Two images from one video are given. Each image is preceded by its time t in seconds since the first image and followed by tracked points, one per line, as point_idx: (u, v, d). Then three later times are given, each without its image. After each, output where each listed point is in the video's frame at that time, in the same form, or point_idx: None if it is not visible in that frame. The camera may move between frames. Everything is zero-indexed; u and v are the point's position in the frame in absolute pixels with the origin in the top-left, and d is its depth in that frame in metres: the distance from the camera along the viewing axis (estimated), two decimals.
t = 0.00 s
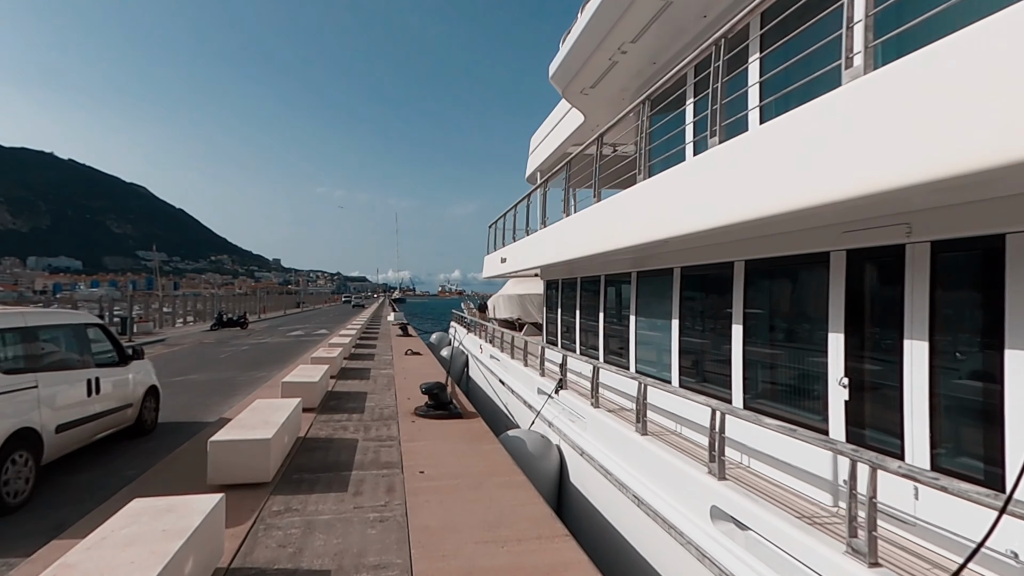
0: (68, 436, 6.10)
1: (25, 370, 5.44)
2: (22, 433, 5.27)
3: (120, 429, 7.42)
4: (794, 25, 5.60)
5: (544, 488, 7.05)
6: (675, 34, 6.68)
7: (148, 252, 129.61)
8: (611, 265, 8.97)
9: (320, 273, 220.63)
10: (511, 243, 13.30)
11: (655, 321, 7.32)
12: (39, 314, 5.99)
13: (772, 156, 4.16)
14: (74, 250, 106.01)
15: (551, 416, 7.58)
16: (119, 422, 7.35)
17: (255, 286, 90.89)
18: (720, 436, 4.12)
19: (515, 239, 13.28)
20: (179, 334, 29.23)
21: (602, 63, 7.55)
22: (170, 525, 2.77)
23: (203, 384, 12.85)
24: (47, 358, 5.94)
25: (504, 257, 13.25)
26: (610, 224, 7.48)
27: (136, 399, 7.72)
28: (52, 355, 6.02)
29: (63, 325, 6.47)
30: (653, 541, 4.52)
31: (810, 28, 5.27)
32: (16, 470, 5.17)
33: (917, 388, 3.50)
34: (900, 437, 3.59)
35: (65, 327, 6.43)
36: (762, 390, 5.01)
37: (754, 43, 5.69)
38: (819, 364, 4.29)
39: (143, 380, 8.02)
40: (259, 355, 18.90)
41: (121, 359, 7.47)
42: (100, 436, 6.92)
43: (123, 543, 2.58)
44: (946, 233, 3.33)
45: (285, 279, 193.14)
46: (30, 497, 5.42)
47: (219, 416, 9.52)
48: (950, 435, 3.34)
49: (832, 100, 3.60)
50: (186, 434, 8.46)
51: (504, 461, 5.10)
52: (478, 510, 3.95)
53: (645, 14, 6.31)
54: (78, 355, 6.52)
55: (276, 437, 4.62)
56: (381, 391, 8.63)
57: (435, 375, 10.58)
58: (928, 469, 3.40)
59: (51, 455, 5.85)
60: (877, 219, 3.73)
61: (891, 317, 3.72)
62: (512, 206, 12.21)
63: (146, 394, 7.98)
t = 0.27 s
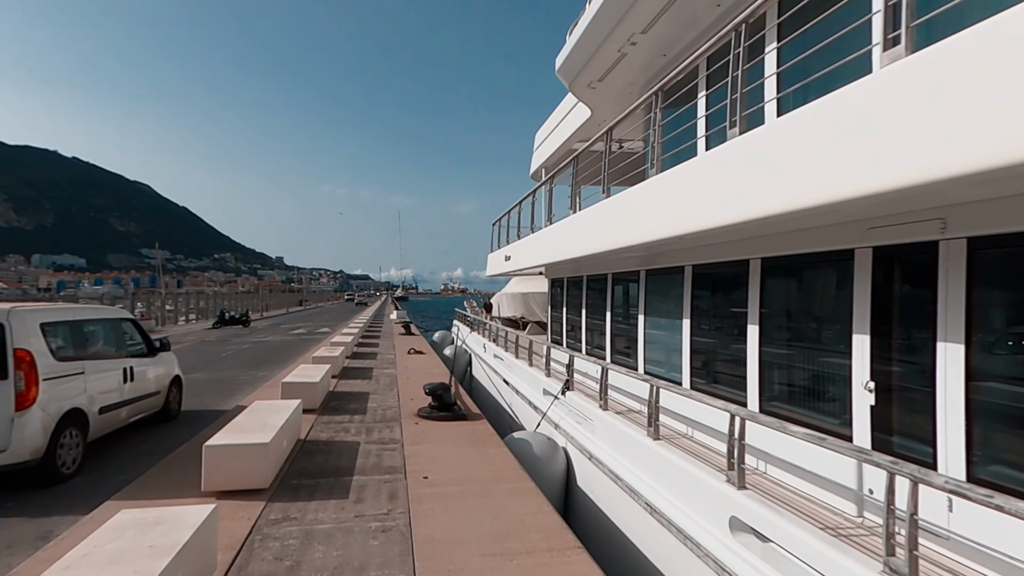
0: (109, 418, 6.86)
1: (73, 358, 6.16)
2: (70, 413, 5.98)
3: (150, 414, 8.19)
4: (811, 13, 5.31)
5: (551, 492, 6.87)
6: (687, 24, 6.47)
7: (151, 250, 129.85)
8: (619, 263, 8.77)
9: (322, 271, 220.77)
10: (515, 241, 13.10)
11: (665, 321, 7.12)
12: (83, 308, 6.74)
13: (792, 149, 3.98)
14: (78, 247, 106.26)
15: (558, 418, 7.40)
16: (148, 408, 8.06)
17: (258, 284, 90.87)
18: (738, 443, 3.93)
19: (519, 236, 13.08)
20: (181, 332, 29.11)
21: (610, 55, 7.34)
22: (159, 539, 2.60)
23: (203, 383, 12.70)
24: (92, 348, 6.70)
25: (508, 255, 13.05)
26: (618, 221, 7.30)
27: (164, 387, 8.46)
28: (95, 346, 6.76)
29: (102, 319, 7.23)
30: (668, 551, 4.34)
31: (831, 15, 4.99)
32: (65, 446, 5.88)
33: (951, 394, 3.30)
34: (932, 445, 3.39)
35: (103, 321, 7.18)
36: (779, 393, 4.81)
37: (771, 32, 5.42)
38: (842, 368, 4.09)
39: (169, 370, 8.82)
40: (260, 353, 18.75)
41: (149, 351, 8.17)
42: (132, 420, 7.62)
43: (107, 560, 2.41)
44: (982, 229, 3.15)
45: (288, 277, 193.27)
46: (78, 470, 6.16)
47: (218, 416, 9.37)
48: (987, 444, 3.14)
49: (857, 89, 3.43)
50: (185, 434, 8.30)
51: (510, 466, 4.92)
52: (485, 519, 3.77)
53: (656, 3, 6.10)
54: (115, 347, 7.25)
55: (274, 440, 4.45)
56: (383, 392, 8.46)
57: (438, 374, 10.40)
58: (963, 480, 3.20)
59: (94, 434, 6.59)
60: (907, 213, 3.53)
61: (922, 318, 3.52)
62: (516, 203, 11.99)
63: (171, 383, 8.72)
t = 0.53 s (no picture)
0: (136, 403, 7.61)
1: (107, 350, 6.90)
2: (103, 400, 6.69)
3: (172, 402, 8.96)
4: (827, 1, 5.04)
5: (553, 497, 6.70)
6: (695, 15, 6.26)
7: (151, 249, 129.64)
8: (623, 262, 8.60)
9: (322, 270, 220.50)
10: (515, 239, 12.89)
11: (671, 321, 6.92)
12: (115, 306, 7.47)
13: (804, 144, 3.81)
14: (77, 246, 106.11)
15: (560, 420, 7.22)
16: (170, 396, 8.81)
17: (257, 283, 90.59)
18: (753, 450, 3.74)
19: (520, 235, 12.88)
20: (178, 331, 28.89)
21: (614, 49, 7.14)
22: (137, 557, 2.41)
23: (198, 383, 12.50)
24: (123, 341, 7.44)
25: (509, 254, 12.86)
26: (622, 219, 7.14)
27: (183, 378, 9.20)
28: (125, 340, 7.50)
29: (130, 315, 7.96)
30: (678, 563, 4.15)
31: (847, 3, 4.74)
32: (100, 428, 6.60)
33: (984, 400, 3.11)
34: (961, 453, 3.21)
35: (129, 318, 7.88)
36: (793, 397, 4.62)
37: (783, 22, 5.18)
38: (863, 371, 3.90)
39: (188, 363, 9.59)
40: (257, 353, 18.56)
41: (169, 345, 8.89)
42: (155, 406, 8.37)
43: None
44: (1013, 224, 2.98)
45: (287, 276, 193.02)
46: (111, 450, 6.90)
47: (213, 418, 9.18)
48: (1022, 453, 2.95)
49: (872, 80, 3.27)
50: (179, 436, 8.12)
51: (513, 472, 4.73)
52: (486, 531, 3.58)
53: None
54: (142, 341, 8.00)
55: (267, 446, 4.28)
56: (382, 393, 8.28)
57: (438, 375, 10.22)
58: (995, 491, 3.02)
59: (124, 418, 7.33)
60: (931, 208, 3.36)
61: (951, 319, 3.33)
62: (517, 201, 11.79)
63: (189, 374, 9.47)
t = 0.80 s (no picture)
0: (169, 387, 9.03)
1: (132, 343, 7.84)
2: (127, 387, 7.60)
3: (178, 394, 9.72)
4: None
5: (556, 501, 6.52)
6: (703, 5, 6.07)
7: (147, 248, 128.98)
8: (625, 261, 8.42)
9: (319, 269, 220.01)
10: (516, 237, 12.67)
11: (677, 321, 6.73)
12: (127, 304, 8.16)
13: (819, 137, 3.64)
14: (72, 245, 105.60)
15: (563, 423, 7.04)
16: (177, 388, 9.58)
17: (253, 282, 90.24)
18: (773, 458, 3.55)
19: (521, 232, 12.67)
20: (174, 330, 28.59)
21: (619, 40, 6.96)
22: None
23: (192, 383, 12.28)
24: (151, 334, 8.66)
25: (509, 252, 12.67)
26: (625, 216, 6.98)
27: (192, 372, 10.01)
28: (147, 334, 8.52)
29: (150, 310, 8.95)
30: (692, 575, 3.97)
31: None
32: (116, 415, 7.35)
33: (1019, 407, 2.93)
34: (996, 463, 3.03)
35: (153, 313, 9.01)
36: (807, 400, 4.42)
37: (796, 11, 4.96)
38: (886, 374, 3.69)
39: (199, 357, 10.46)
40: (253, 353, 18.33)
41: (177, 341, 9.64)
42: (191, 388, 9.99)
43: None
44: None
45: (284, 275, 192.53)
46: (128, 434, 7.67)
47: (206, 419, 8.96)
48: None
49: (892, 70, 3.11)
50: (171, 439, 7.90)
51: (517, 479, 4.54)
52: (490, 544, 3.39)
53: None
54: (163, 336, 9.09)
55: (260, 451, 4.09)
56: (379, 394, 8.08)
57: (436, 375, 10.02)
58: None
59: (157, 400, 8.65)
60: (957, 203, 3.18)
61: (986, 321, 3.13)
62: (518, 198, 11.58)
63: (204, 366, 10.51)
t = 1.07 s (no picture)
0: (177, 382, 9.69)
1: (151, 339, 8.65)
2: (150, 378, 8.42)
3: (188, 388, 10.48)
4: None
5: (559, 508, 6.31)
6: None
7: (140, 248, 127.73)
8: (627, 260, 8.23)
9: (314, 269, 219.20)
10: (515, 236, 12.46)
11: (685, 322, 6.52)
12: (143, 304, 8.89)
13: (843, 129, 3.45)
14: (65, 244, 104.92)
15: (566, 427, 6.84)
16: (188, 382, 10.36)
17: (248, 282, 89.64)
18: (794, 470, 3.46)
19: (520, 232, 12.46)
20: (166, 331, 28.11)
21: (624, 33, 6.75)
22: None
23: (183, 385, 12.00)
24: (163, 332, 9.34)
25: (508, 252, 12.46)
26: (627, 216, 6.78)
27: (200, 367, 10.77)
28: (162, 330, 9.33)
29: (165, 309, 9.76)
30: None
31: None
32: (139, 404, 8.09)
33: None
34: None
35: (165, 311, 9.77)
36: (824, 404, 4.23)
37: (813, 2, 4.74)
38: (914, 381, 3.50)
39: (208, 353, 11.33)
40: (246, 354, 18.04)
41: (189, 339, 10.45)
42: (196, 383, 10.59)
43: None
44: None
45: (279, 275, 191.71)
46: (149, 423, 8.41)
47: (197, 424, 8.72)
48: None
49: (908, 65, 3.06)
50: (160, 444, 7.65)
51: (521, 488, 4.33)
52: (497, 561, 3.18)
53: None
54: (176, 333, 9.88)
55: (251, 459, 3.89)
56: (376, 397, 7.86)
57: (434, 377, 9.80)
58: None
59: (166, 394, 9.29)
60: (996, 196, 2.99)
61: None
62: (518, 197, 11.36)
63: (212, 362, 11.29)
